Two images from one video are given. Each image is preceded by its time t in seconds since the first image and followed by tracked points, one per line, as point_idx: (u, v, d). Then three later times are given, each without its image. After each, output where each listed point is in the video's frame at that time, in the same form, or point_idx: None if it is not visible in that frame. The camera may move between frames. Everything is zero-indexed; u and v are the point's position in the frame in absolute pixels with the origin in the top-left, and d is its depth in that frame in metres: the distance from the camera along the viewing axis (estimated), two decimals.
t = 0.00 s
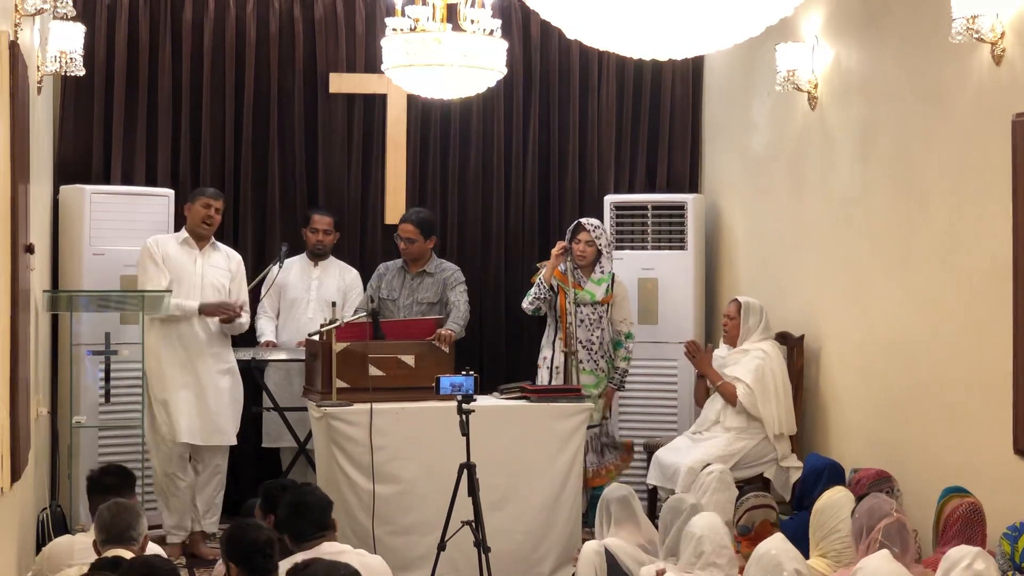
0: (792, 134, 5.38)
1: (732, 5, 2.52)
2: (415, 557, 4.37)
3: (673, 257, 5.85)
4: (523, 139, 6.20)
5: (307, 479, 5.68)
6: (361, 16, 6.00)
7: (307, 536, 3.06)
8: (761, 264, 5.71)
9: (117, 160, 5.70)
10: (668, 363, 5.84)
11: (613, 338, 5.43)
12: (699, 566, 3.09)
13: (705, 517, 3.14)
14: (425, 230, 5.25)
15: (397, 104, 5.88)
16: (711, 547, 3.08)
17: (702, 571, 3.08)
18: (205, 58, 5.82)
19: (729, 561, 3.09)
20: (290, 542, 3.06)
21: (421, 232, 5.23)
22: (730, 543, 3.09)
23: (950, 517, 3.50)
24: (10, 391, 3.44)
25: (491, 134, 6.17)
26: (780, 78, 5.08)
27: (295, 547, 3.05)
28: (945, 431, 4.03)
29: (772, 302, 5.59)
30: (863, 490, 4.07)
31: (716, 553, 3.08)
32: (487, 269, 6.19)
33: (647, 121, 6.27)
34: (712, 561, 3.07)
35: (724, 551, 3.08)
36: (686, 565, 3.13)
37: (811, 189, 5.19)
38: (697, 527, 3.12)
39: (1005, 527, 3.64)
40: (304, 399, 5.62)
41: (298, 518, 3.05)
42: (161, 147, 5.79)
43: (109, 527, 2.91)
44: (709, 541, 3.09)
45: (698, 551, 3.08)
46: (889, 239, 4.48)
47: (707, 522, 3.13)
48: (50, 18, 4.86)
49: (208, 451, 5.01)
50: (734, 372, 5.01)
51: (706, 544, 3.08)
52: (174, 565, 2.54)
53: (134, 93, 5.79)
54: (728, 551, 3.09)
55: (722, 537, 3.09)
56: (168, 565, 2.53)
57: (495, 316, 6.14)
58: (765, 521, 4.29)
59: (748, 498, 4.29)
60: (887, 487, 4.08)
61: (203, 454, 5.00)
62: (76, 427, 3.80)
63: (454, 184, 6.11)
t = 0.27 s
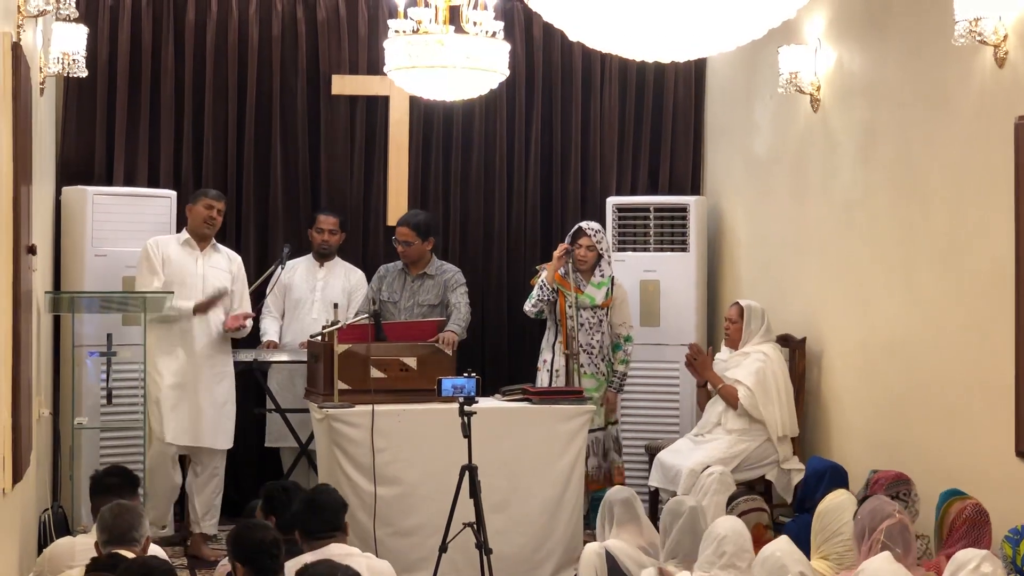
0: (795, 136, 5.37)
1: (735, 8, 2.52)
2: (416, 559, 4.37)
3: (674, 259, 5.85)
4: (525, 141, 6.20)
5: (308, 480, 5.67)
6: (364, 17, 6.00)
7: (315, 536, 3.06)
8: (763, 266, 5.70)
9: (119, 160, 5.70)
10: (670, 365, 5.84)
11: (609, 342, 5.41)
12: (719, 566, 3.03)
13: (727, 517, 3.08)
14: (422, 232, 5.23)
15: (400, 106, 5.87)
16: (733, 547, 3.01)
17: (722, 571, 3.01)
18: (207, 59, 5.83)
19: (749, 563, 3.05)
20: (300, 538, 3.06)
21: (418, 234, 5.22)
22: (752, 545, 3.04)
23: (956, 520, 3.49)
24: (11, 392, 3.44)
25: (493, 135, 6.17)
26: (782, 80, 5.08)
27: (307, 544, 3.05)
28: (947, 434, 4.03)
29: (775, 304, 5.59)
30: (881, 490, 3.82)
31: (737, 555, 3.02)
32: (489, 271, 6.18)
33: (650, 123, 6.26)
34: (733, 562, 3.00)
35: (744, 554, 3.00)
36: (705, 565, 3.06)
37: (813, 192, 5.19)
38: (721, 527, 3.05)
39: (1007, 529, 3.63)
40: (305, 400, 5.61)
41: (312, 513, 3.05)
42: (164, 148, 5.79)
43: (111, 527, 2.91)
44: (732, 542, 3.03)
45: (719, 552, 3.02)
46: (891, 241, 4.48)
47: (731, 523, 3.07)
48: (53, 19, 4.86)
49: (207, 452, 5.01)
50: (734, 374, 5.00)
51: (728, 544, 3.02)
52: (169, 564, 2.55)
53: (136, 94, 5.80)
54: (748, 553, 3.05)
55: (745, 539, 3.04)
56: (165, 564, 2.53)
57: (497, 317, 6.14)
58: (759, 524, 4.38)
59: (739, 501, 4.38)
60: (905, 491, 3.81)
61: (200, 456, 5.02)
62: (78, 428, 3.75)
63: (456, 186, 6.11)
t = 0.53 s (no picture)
0: (796, 138, 5.38)
1: (738, 10, 2.52)
2: (417, 561, 4.37)
3: (675, 260, 5.86)
4: (527, 142, 6.20)
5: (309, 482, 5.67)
6: (366, 18, 6.00)
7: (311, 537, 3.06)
8: (764, 267, 5.70)
9: (121, 161, 5.70)
10: (671, 366, 5.83)
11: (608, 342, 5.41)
12: (722, 568, 3.07)
13: (736, 520, 3.12)
14: (421, 233, 5.22)
15: (402, 107, 5.87)
16: (737, 551, 3.05)
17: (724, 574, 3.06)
18: (209, 60, 5.83)
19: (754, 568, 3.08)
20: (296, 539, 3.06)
21: (418, 234, 5.22)
22: (756, 550, 3.08)
23: (955, 522, 3.51)
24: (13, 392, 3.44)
25: (495, 136, 6.17)
26: (784, 82, 5.08)
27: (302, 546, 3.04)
28: (948, 436, 4.03)
29: (776, 305, 5.59)
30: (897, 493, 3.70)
31: (741, 559, 3.05)
32: (490, 272, 6.18)
33: (651, 124, 6.27)
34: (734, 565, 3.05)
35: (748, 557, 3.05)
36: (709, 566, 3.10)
37: (815, 193, 5.19)
38: (726, 530, 3.10)
39: (1009, 531, 3.63)
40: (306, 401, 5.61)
41: (308, 513, 3.06)
42: (165, 149, 5.79)
43: (113, 529, 2.91)
44: (736, 545, 3.07)
45: (723, 554, 3.06)
46: (892, 243, 4.48)
47: (737, 527, 3.11)
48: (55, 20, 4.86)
49: (202, 452, 4.99)
50: (732, 374, 5.00)
51: (733, 547, 3.06)
52: (167, 567, 2.55)
53: (138, 95, 5.80)
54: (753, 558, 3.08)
55: (750, 543, 3.08)
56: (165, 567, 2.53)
57: (498, 318, 6.14)
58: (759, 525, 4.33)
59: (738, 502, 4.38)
60: (921, 495, 3.68)
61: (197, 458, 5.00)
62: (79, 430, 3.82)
63: (457, 187, 6.11)
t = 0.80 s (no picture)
0: (797, 138, 5.38)
1: (740, 10, 2.52)
2: (418, 562, 4.36)
3: (675, 261, 5.86)
4: (528, 143, 6.20)
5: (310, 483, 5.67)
6: (366, 19, 6.00)
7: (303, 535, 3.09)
8: (765, 268, 5.70)
9: (122, 162, 5.70)
10: (672, 367, 5.83)
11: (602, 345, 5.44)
12: (712, 571, 3.05)
13: (722, 521, 3.08)
14: (422, 233, 5.21)
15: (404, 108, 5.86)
16: (726, 554, 3.03)
17: None
18: (210, 61, 5.83)
19: (742, 568, 3.06)
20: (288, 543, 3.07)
21: (419, 235, 5.20)
22: (745, 550, 3.05)
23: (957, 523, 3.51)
24: (14, 393, 3.44)
25: (496, 137, 6.17)
26: (784, 82, 5.08)
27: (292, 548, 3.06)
28: (950, 436, 4.03)
29: (777, 306, 5.58)
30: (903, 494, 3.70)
31: (731, 561, 3.03)
32: (491, 273, 6.18)
33: (652, 125, 6.27)
34: (727, 569, 3.03)
35: (737, 559, 3.04)
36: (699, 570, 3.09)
37: (815, 194, 5.19)
38: (714, 532, 3.07)
39: (1010, 531, 3.63)
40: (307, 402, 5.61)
41: (294, 517, 3.08)
42: (166, 150, 5.79)
43: (114, 530, 2.91)
44: (724, 547, 3.04)
45: (712, 557, 3.04)
46: (893, 243, 4.48)
47: (724, 527, 3.08)
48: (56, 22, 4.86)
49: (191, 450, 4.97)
50: (732, 374, 5.00)
51: (721, 550, 3.03)
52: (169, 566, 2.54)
53: (139, 95, 5.80)
54: (742, 558, 3.06)
55: (738, 544, 3.04)
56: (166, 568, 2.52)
57: (499, 318, 6.14)
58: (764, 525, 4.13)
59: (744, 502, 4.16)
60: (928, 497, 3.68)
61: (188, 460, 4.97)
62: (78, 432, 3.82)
63: (458, 188, 6.11)
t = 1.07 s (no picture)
0: (798, 138, 5.38)
1: (742, 9, 2.52)
2: (420, 562, 4.36)
3: (676, 261, 5.86)
4: (529, 143, 6.20)
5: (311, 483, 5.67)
6: (367, 19, 6.00)
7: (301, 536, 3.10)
8: (766, 268, 5.70)
9: (124, 162, 5.71)
10: (674, 367, 5.83)
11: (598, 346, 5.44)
12: (700, 572, 3.05)
13: (705, 522, 3.08)
14: (426, 231, 5.22)
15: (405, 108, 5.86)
16: (712, 554, 3.03)
17: None
18: (211, 62, 5.83)
19: (730, 566, 3.05)
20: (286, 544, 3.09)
21: (421, 233, 5.21)
22: (730, 548, 3.04)
23: (958, 524, 3.51)
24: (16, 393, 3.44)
25: (497, 137, 6.17)
26: (785, 81, 5.08)
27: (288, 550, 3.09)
28: (951, 435, 4.02)
29: (779, 306, 5.58)
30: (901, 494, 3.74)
31: (717, 560, 3.03)
32: (492, 273, 6.18)
33: (654, 125, 6.26)
34: (715, 568, 3.02)
35: (724, 558, 3.03)
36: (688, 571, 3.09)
37: (817, 193, 5.19)
38: (697, 533, 3.07)
39: (1012, 530, 3.63)
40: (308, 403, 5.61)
41: (289, 520, 3.10)
42: (167, 150, 5.79)
43: (116, 531, 2.92)
44: (709, 548, 3.04)
45: (699, 559, 3.04)
46: (894, 243, 4.48)
47: (708, 527, 3.08)
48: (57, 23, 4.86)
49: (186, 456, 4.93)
50: (734, 374, 5.00)
51: (706, 550, 3.03)
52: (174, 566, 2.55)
53: (141, 96, 5.80)
54: (729, 556, 3.05)
55: (723, 543, 3.04)
56: (169, 567, 2.53)
57: (500, 318, 6.14)
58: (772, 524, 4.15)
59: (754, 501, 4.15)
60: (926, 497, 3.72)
61: (174, 460, 4.92)
62: (82, 432, 3.90)
63: (459, 188, 6.11)
